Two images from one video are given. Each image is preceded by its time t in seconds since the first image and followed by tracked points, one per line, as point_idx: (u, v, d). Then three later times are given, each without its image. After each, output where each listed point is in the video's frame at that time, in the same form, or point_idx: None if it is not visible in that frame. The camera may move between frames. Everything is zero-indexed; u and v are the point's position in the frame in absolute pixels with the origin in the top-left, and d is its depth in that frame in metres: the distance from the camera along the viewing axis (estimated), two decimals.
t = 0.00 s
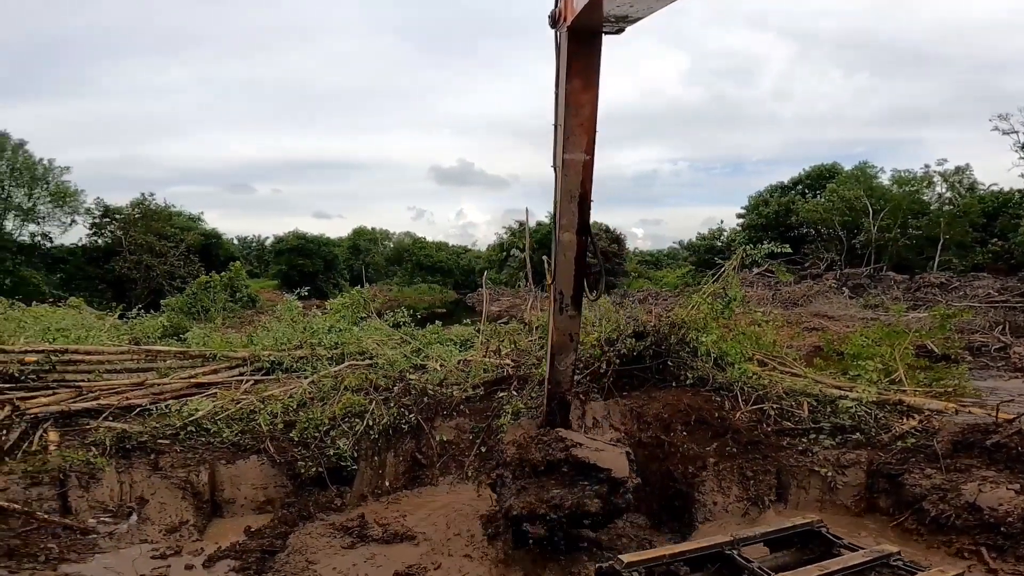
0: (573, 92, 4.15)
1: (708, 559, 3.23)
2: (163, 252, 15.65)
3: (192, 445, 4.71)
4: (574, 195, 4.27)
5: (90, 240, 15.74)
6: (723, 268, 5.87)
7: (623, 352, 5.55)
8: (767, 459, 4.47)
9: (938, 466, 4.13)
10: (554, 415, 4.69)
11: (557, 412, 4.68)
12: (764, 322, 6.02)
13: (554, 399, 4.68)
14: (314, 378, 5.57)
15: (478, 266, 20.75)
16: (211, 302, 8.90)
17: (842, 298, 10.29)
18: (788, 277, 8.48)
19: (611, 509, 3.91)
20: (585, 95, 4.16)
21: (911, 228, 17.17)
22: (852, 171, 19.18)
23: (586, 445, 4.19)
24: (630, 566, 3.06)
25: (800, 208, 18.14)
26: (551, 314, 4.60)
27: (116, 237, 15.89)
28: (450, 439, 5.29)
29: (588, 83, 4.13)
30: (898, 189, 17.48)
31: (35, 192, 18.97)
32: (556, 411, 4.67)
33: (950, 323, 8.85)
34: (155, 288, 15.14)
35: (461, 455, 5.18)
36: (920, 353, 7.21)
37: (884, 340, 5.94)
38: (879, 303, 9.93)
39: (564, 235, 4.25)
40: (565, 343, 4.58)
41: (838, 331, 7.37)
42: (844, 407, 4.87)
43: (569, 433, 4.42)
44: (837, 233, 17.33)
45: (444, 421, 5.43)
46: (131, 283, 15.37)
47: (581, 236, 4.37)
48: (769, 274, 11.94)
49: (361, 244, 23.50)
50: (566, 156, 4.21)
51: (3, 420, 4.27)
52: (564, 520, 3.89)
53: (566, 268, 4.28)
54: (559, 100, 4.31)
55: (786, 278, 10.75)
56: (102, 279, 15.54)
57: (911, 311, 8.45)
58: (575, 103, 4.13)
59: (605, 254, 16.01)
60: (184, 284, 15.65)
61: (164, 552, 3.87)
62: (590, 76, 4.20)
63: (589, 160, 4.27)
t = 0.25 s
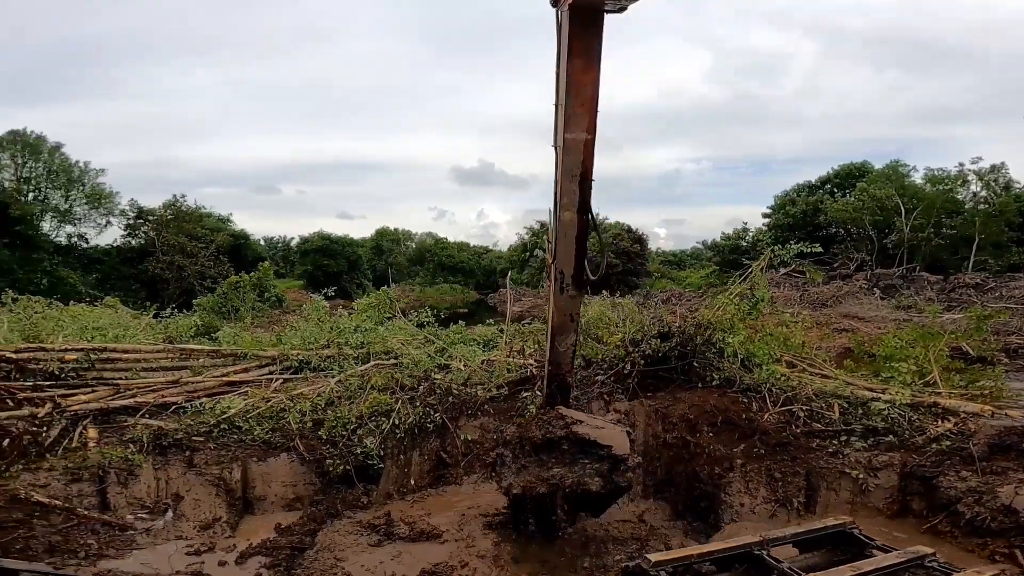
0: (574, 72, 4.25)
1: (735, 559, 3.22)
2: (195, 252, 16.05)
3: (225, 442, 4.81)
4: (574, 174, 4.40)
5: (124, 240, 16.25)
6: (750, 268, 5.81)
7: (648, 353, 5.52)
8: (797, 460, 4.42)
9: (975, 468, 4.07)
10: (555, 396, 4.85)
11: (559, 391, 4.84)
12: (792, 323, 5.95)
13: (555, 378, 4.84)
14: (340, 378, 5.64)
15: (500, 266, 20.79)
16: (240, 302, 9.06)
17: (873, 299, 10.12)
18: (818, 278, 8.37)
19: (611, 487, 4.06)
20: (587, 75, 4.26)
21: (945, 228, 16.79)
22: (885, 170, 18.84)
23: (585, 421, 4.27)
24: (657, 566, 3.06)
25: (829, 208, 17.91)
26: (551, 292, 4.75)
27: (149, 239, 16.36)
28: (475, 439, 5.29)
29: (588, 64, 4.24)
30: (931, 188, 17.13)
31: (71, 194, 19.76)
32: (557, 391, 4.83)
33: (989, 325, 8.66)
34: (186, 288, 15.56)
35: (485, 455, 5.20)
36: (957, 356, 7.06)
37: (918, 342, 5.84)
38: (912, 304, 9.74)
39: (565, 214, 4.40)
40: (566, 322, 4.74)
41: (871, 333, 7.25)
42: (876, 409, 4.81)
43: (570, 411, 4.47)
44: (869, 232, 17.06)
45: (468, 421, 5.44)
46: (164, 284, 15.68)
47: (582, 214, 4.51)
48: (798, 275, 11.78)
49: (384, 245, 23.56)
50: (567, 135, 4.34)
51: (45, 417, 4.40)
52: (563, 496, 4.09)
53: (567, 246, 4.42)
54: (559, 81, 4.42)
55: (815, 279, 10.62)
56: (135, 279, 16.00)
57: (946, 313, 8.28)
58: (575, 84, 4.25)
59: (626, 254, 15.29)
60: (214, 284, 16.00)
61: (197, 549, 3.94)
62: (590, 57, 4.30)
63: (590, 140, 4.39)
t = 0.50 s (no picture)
0: (575, 40, 3.56)
1: (773, 560, 3.18)
2: (231, 253, 16.70)
3: (264, 439, 4.90)
4: (574, 156, 3.83)
5: (165, 243, 17.33)
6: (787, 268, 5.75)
7: (680, 354, 5.46)
8: (836, 463, 4.35)
9: None
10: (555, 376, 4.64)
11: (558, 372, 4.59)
12: (831, 324, 5.85)
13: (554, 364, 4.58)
14: (374, 377, 5.70)
15: (527, 266, 20.89)
16: (275, 301, 9.25)
17: (915, 300, 9.89)
18: (858, 277, 8.22)
19: (612, 468, 3.88)
20: (590, 42, 3.56)
21: (989, 227, 16.28)
22: (925, 167, 18.36)
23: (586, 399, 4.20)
24: (692, 565, 3.03)
25: (867, 208, 17.55)
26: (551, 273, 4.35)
27: (189, 240, 17.19)
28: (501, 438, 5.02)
29: (592, 35, 3.56)
30: (974, 186, 16.63)
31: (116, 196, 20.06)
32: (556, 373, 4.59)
33: None
34: (224, 288, 16.37)
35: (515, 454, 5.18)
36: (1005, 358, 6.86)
37: (963, 344, 5.69)
38: (957, 305, 9.48)
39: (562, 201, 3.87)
40: (567, 307, 4.36)
41: (913, 334, 7.09)
42: (919, 411, 4.71)
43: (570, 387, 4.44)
44: (909, 232, 16.63)
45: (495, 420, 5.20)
46: (201, 283, 16.48)
47: (583, 196, 3.96)
48: (835, 275, 11.57)
49: (412, 245, 23.98)
50: (567, 115, 3.73)
51: (95, 414, 4.43)
52: (563, 476, 3.90)
53: (566, 234, 3.94)
54: (561, 48, 3.75)
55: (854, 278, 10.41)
56: (177, 279, 16.74)
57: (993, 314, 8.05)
58: (576, 56, 3.58)
59: (655, 254, 15.24)
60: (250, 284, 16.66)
61: (238, 544, 4.01)
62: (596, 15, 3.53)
63: (593, 118, 3.76)
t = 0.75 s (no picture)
0: (575, 32, 3.96)
1: (821, 561, 3.11)
2: (275, 253, 17.08)
3: (309, 437, 5.00)
4: (574, 138, 4.23)
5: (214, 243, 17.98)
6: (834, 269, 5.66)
7: (720, 356, 5.40)
8: (886, 467, 4.26)
9: None
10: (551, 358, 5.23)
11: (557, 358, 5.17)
12: (880, 327, 5.72)
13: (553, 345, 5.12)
14: (413, 376, 5.76)
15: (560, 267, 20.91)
16: (316, 301, 9.46)
17: (969, 302, 9.55)
18: (908, 278, 7.99)
19: (611, 449, 4.65)
20: (590, 36, 3.96)
21: None
22: (978, 165, 17.70)
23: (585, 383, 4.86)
24: (737, 566, 2.95)
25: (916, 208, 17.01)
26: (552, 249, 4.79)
27: (235, 241, 17.81)
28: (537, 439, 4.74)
29: (591, 22, 3.94)
30: None
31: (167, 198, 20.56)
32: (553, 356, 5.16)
33: None
34: (267, 288, 16.78)
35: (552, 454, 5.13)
36: None
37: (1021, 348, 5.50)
38: (1015, 308, 9.12)
39: (563, 180, 4.29)
40: (568, 282, 4.81)
41: (967, 337, 6.87)
42: (974, 415, 4.60)
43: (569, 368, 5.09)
44: (962, 231, 15.98)
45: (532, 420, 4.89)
46: (247, 283, 17.10)
47: (583, 177, 4.37)
48: (883, 276, 11.26)
49: (446, 246, 24.34)
50: (568, 99, 4.11)
51: (153, 410, 4.58)
52: (563, 458, 4.68)
53: (566, 215, 4.36)
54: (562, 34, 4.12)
55: (904, 279, 10.11)
56: (223, 279, 17.52)
57: None
58: (577, 42, 3.96)
59: (692, 255, 15.11)
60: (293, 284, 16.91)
61: (286, 539, 4.06)
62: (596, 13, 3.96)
63: (592, 103, 4.16)
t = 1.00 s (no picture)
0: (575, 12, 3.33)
1: (881, 562, 3.04)
2: (322, 254, 18.02)
3: (359, 434, 5.08)
4: (574, 122, 3.53)
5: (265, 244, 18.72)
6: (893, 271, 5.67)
7: (772, 358, 5.29)
8: (949, 472, 4.13)
9: None
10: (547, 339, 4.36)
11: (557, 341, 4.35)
12: (943, 329, 5.52)
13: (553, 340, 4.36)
14: (458, 375, 5.80)
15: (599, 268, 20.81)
16: (363, 301, 9.66)
17: None
18: (973, 279, 7.68)
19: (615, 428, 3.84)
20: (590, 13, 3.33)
21: None
22: None
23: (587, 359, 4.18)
24: (792, 565, 2.90)
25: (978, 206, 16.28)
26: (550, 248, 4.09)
27: (284, 242, 18.64)
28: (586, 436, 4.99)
29: None
30: None
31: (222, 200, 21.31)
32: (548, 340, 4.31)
33: None
34: (315, 288, 17.63)
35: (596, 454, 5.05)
36: None
37: None
38: None
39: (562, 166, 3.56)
40: (568, 282, 4.02)
41: None
42: None
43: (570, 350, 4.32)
44: None
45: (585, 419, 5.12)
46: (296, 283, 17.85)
47: (584, 163, 3.65)
48: (944, 278, 10.82)
49: (485, 246, 24.51)
50: (567, 82, 3.46)
51: (217, 405, 4.89)
52: (562, 438, 3.84)
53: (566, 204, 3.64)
54: (560, 11, 3.49)
55: (967, 280, 9.69)
56: (273, 279, 18.15)
57: None
58: (576, 19, 3.33)
59: (736, 255, 14.86)
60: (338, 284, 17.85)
61: (336, 534, 4.14)
62: None
63: (595, 87, 3.48)
